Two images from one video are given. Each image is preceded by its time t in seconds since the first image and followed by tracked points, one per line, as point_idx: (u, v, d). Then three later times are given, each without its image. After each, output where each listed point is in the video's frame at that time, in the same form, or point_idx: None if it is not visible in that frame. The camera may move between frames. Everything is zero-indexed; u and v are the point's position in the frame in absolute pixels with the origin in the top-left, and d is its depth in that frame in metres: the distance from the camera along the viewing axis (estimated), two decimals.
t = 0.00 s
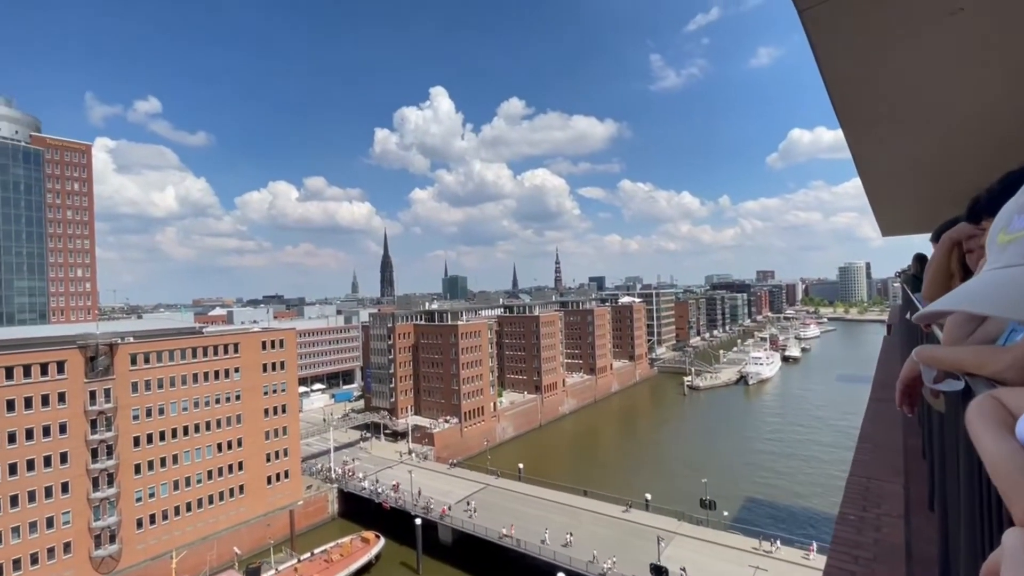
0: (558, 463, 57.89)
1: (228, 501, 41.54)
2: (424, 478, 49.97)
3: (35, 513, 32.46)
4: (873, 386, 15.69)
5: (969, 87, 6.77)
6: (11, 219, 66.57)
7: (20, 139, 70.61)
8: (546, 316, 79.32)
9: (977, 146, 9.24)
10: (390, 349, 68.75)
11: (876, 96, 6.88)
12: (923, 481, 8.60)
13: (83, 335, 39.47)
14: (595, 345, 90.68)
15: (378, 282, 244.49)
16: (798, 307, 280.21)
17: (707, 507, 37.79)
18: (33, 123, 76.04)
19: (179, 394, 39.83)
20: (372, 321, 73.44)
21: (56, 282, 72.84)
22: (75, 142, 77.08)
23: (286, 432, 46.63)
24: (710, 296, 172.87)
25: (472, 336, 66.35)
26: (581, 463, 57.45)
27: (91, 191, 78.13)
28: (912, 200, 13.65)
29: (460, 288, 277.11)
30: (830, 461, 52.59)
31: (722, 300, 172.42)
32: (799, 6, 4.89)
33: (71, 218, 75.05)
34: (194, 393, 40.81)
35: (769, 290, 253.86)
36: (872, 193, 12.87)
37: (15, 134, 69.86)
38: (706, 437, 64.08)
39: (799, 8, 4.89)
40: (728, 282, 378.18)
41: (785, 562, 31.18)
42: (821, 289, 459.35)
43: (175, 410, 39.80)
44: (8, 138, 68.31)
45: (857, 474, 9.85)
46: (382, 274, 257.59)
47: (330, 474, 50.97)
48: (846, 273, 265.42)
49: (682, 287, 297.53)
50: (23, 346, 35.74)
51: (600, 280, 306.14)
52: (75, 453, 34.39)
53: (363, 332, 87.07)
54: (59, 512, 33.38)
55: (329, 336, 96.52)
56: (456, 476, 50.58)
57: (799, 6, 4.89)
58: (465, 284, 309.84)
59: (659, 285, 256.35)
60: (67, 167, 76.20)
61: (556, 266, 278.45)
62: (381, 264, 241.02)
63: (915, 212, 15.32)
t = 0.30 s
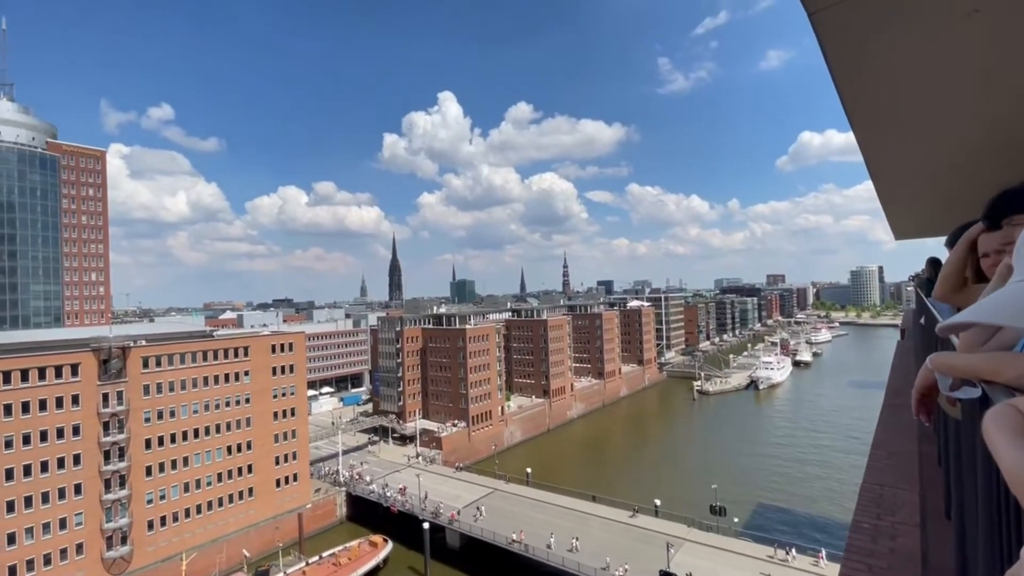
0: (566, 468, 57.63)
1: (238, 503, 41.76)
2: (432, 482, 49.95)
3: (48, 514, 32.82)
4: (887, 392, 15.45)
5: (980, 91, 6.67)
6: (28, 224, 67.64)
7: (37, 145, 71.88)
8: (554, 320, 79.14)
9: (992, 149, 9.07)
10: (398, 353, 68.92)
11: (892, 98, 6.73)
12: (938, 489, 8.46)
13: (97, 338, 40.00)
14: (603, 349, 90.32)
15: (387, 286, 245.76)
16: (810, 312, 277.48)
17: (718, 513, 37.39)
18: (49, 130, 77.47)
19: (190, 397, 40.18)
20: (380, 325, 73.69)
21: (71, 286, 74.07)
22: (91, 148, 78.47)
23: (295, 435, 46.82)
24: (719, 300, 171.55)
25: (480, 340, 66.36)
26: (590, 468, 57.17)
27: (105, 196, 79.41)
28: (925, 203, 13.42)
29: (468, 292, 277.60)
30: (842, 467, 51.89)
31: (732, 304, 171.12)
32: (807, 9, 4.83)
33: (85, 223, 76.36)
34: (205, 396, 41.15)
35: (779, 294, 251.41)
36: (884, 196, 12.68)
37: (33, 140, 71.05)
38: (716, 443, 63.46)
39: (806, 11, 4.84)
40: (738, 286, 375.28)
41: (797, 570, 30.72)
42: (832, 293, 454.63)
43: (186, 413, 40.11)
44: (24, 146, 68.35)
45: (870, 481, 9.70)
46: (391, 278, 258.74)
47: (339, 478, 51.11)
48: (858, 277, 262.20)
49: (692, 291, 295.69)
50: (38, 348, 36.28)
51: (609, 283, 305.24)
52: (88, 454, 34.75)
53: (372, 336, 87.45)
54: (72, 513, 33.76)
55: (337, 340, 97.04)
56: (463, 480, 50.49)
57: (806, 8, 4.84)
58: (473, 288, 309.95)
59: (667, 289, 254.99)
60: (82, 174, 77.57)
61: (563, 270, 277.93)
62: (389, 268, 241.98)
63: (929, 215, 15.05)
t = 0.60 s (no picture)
0: (576, 472, 57.37)
1: (250, 504, 42.16)
2: (442, 485, 50.00)
3: (66, 513, 33.38)
4: (903, 396, 15.19)
5: (999, 90, 6.51)
6: (49, 228, 69.02)
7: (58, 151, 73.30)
8: (564, 323, 78.84)
9: (1010, 149, 8.88)
10: (408, 355, 69.11)
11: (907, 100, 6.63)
12: (956, 496, 8.30)
13: (114, 340, 40.59)
14: (614, 352, 89.82)
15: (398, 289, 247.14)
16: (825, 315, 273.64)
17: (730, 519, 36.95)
18: (69, 136, 79.01)
19: (203, 398, 40.61)
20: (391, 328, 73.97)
21: (89, 289, 75.53)
22: (109, 154, 79.94)
23: (307, 437, 47.14)
24: (731, 303, 169.89)
25: (490, 343, 66.37)
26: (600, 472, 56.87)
27: (123, 201, 80.80)
28: (943, 204, 13.14)
29: (478, 295, 277.72)
30: (858, 473, 51.07)
31: (745, 307, 169.40)
32: (819, 8, 4.75)
33: (103, 227, 77.88)
34: (218, 398, 41.56)
35: (792, 297, 248.57)
36: (900, 198, 12.45)
37: (53, 146, 72.52)
38: (728, 448, 62.76)
39: (818, 10, 4.76)
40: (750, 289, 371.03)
41: None
42: (847, 295, 448.12)
43: (200, 414, 40.54)
44: (45, 152, 69.87)
45: (886, 488, 9.53)
46: (402, 281, 260.13)
47: (350, 480, 51.36)
48: (874, 280, 258.22)
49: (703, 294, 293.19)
50: (57, 350, 36.97)
51: (620, 286, 303.70)
52: (105, 455, 35.29)
53: (382, 338, 87.90)
54: (89, 512, 34.31)
55: (348, 342, 97.64)
56: (473, 483, 50.48)
57: (818, 7, 4.75)
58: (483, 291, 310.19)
59: (679, 292, 253.14)
60: (100, 178, 79.07)
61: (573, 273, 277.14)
62: (400, 271, 243.13)
63: (947, 216, 14.72)
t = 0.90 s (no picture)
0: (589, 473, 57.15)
1: (266, 503, 42.71)
2: (455, 485, 50.13)
3: (88, 508, 34.16)
4: (924, 401, 14.85)
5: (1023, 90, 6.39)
6: (73, 231, 70.78)
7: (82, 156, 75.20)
8: (577, 324, 78.48)
9: None
10: (421, 356, 69.41)
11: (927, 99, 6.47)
12: (979, 504, 8.09)
13: (135, 339, 41.41)
14: (627, 354, 89.24)
15: (411, 290, 248.65)
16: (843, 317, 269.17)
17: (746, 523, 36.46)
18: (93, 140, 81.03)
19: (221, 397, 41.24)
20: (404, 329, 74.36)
21: (111, 289, 77.31)
22: (131, 158, 81.77)
23: (321, 436, 47.61)
24: (747, 304, 167.74)
25: (503, 344, 66.38)
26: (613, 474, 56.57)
27: (144, 204, 82.54)
28: (967, 204, 12.84)
29: (491, 296, 277.99)
30: (878, 478, 50.06)
31: (760, 309, 167.25)
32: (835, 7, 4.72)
33: (124, 229, 79.77)
34: (235, 397, 42.14)
35: (810, 299, 244.42)
36: (921, 198, 12.22)
37: (78, 151, 74.40)
38: (744, 451, 61.97)
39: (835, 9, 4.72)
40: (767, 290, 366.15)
41: None
42: (867, 297, 439.57)
43: (218, 413, 41.15)
44: (70, 156, 72.04)
45: (907, 494, 9.32)
46: (416, 282, 261.55)
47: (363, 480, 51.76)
48: (895, 281, 252.96)
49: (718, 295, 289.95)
50: (80, 349, 37.89)
51: (633, 287, 301.88)
52: (126, 452, 36.05)
53: (396, 339, 88.48)
54: (110, 508, 35.07)
55: (362, 343, 98.45)
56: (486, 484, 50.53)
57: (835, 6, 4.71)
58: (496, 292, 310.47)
59: (694, 293, 250.63)
60: (122, 182, 80.98)
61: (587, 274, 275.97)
62: (414, 272, 244.44)
63: (971, 217, 14.40)
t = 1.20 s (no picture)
0: (606, 473, 56.94)
1: (286, 498, 43.44)
2: (471, 483, 50.33)
3: (116, 501, 35.16)
4: (953, 404, 14.40)
5: None
6: (102, 231, 72.86)
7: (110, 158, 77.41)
8: (593, 323, 77.99)
9: None
10: (437, 355, 69.76)
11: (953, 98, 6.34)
12: (1010, 511, 7.80)
13: (160, 337, 42.43)
14: (644, 354, 88.47)
15: (427, 289, 250.01)
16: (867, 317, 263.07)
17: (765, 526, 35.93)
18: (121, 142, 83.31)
19: (243, 394, 42.00)
20: (421, 327, 74.80)
21: (138, 288, 79.59)
22: (156, 159, 83.93)
23: (339, 433, 48.19)
24: (768, 304, 165.01)
25: (519, 343, 66.39)
26: (630, 474, 56.20)
27: (168, 205, 84.67)
28: (1001, 201, 12.40)
29: (506, 295, 278.27)
30: (904, 482, 48.82)
31: (781, 309, 164.24)
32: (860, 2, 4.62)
33: (150, 229, 81.89)
34: (256, 393, 42.89)
35: (833, 298, 239.33)
36: (952, 195, 11.85)
37: (106, 154, 76.66)
38: (763, 452, 61.01)
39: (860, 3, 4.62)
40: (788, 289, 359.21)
41: None
42: (892, 296, 428.93)
43: (239, 409, 41.93)
44: (99, 159, 73.75)
45: (934, 500, 9.04)
46: (432, 281, 263.11)
47: (380, 477, 52.31)
48: (922, 280, 246.21)
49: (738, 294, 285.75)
50: (109, 346, 38.99)
51: (651, 287, 298.99)
52: (152, 446, 37.01)
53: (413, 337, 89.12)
54: (137, 501, 36.03)
55: (380, 341, 99.49)
56: (502, 482, 50.61)
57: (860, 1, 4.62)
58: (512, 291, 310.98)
59: (713, 293, 247.40)
60: (148, 183, 83.23)
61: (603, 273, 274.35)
62: (430, 271, 245.82)
63: (1005, 214, 13.92)
